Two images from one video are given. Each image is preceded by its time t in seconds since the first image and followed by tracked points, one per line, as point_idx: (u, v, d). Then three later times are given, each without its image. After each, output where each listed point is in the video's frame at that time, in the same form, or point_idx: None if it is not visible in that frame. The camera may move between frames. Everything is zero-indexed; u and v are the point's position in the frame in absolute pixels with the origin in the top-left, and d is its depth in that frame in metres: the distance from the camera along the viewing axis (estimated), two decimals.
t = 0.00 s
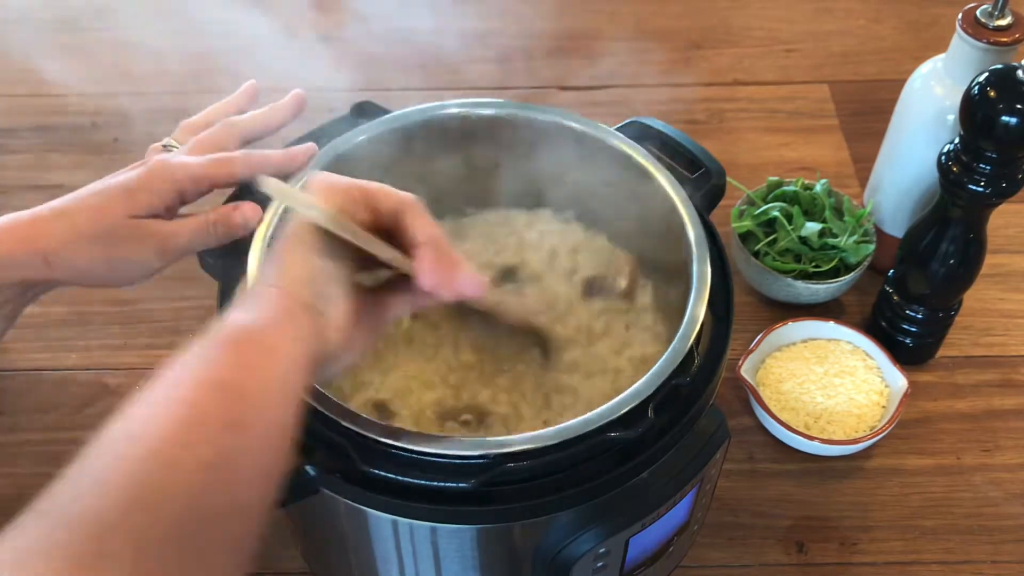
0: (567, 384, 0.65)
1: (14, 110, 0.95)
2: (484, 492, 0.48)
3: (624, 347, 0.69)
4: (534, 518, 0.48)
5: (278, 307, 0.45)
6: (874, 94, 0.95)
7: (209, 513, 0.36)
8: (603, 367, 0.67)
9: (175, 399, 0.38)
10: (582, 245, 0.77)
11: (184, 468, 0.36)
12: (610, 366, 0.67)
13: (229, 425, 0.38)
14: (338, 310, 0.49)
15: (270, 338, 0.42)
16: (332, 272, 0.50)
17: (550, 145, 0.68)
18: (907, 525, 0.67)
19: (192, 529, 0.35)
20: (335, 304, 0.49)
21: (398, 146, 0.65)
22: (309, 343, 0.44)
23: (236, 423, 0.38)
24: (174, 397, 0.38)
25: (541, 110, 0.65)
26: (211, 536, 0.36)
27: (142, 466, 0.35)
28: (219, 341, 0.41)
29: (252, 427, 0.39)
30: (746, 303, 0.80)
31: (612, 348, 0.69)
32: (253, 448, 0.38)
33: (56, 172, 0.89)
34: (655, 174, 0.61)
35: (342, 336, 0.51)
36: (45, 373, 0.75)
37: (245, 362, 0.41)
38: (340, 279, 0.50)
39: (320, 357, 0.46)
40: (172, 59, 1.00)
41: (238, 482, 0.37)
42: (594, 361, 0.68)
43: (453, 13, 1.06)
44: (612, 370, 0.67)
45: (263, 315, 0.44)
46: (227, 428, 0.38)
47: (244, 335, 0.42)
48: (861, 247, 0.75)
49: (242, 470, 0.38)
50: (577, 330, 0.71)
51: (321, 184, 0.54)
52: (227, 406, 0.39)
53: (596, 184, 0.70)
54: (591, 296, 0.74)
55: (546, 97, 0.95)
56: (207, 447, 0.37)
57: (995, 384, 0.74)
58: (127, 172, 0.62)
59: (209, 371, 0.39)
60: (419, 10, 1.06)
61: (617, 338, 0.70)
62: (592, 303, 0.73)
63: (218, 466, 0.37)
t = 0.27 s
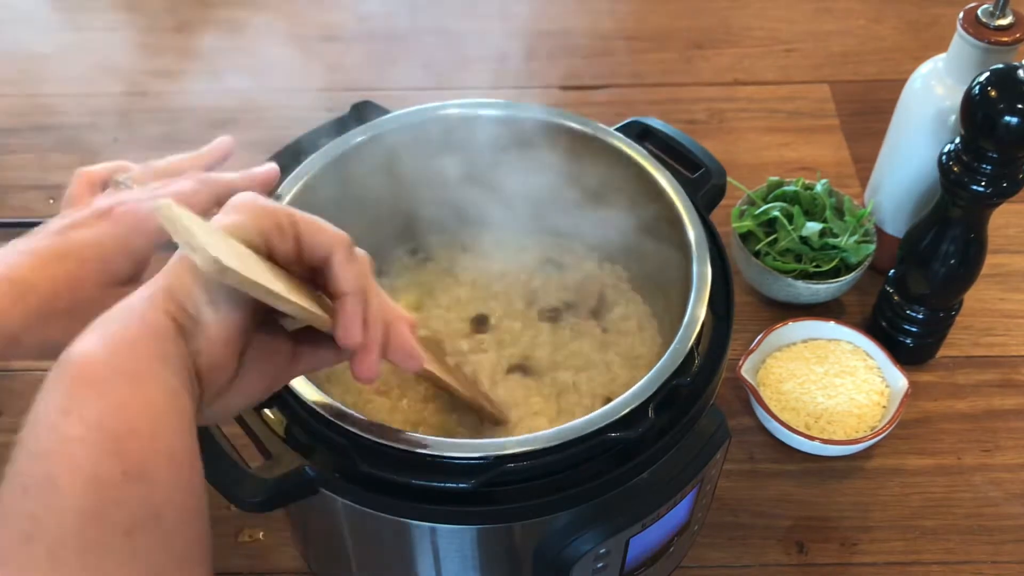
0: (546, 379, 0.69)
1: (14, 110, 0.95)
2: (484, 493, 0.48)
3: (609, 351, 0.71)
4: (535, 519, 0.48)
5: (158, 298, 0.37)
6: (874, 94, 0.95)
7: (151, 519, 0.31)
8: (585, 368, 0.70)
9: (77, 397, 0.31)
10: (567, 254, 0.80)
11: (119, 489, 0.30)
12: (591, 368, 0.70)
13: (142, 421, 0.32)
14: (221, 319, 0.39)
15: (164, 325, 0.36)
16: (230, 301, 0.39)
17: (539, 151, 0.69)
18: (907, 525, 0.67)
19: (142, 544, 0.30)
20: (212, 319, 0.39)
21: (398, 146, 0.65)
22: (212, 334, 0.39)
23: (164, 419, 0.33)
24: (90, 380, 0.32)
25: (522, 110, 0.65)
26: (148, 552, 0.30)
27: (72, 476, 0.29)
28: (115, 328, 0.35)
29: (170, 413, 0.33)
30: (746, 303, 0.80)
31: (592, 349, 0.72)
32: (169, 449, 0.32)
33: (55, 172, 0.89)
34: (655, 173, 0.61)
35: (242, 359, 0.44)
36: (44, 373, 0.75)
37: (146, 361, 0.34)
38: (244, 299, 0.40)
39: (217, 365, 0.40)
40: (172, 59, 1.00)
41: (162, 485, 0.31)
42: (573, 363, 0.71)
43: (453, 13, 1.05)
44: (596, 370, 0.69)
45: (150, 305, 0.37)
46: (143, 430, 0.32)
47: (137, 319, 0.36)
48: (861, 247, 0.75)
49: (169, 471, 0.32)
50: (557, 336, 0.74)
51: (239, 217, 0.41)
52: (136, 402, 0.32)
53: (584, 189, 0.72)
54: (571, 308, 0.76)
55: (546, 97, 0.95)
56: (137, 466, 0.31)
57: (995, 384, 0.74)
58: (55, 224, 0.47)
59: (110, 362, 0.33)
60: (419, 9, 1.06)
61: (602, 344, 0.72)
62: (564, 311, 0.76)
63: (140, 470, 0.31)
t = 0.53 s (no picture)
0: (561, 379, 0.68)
1: (14, 110, 0.95)
2: (484, 493, 0.48)
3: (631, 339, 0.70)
4: (535, 519, 0.48)
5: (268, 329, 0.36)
6: (874, 94, 0.95)
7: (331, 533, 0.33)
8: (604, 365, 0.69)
9: (213, 459, 0.31)
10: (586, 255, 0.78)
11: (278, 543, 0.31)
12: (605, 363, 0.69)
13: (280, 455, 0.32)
14: (330, 320, 0.41)
15: (273, 344, 0.36)
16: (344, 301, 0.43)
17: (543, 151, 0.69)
18: (907, 525, 0.67)
19: None
20: (324, 325, 0.41)
21: (399, 146, 0.66)
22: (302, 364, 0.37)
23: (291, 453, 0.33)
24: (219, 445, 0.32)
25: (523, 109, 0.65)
26: None
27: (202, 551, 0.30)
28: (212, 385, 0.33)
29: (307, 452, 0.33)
30: (746, 303, 0.80)
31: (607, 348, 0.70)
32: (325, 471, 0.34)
33: (56, 172, 0.89)
34: (654, 174, 0.61)
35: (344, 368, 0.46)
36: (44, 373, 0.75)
37: (262, 406, 0.33)
38: (344, 303, 0.43)
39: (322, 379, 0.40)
40: (172, 59, 1.00)
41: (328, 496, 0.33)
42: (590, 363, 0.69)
43: (453, 13, 1.06)
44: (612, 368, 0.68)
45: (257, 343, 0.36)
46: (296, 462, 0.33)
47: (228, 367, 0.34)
48: (861, 247, 0.75)
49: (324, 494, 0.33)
50: (578, 330, 0.73)
51: (342, 218, 0.46)
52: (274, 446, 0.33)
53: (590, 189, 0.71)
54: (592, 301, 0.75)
55: (546, 97, 0.95)
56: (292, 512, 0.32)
57: (995, 384, 0.74)
58: (79, 233, 0.54)
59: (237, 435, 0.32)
60: (419, 10, 1.06)
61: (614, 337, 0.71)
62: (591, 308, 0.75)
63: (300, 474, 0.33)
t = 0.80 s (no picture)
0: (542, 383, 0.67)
1: (14, 110, 0.95)
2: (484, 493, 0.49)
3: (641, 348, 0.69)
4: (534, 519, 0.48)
5: (252, 355, 0.38)
6: (874, 94, 0.95)
7: (287, 557, 0.33)
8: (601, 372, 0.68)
9: (171, 478, 0.32)
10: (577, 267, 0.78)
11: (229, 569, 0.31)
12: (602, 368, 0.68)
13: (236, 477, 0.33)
14: (327, 358, 0.43)
15: (257, 374, 0.37)
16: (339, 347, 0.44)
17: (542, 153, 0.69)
18: (907, 525, 0.67)
19: None
20: (322, 363, 0.42)
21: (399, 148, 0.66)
22: (277, 397, 0.37)
23: (235, 465, 0.33)
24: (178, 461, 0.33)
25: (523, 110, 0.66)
26: None
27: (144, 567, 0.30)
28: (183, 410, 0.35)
29: (263, 482, 0.34)
30: (746, 303, 0.80)
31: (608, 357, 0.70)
32: (273, 481, 0.34)
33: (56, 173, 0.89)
34: (654, 175, 0.61)
35: (338, 392, 0.46)
36: (45, 373, 0.75)
37: (222, 430, 0.34)
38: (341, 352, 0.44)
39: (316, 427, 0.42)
40: (173, 59, 1.01)
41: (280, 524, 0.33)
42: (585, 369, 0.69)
43: (453, 13, 1.06)
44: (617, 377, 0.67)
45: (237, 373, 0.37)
46: (247, 487, 0.33)
47: (207, 394, 0.35)
48: (861, 247, 0.75)
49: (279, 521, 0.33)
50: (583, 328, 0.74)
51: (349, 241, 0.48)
52: (228, 472, 0.33)
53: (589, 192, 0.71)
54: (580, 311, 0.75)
55: (546, 97, 0.95)
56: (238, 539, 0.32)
57: (995, 384, 0.74)
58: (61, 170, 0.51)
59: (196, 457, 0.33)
60: (420, 10, 1.06)
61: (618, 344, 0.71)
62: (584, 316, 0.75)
63: (257, 503, 0.33)
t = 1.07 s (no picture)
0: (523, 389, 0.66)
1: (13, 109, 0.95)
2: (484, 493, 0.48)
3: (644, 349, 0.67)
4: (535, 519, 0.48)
5: (175, 305, 0.40)
6: (873, 94, 0.95)
7: (122, 525, 0.34)
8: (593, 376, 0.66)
9: (59, 405, 0.35)
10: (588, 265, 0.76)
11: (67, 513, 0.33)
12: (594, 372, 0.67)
13: (121, 428, 0.35)
14: (256, 297, 0.44)
15: (191, 315, 0.40)
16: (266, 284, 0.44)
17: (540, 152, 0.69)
18: (907, 525, 0.67)
19: None
20: (247, 301, 0.43)
21: (399, 147, 0.66)
22: (194, 351, 0.39)
23: (121, 420, 0.35)
24: (74, 383, 0.35)
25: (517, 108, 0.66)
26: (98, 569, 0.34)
27: None
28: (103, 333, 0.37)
29: (144, 441, 0.36)
30: (746, 303, 0.80)
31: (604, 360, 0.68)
32: (159, 454, 0.36)
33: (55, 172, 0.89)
34: (654, 174, 0.61)
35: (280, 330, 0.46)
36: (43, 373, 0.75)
37: (126, 372, 0.37)
38: (277, 262, 0.44)
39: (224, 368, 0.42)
40: (172, 59, 1.00)
41: (135, 494, 0.35)
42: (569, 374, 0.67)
43: (453, 13, 1.06)
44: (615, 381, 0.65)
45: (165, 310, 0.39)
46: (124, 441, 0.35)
47: (135, 322, 0.38)
48: (861, 247, 0.75)
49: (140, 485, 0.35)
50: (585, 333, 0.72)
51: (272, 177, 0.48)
52: (112, 417, 0.35)
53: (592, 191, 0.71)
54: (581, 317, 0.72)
55: (546, 97, 0.95)
56: (89, 488, 0.34)
57: (995, 384, 0.74)
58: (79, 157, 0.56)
59: (93, 388, 0.36)
60: (419, 10, 1.06)
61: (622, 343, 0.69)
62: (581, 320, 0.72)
63: (127, 459, 0.35)
